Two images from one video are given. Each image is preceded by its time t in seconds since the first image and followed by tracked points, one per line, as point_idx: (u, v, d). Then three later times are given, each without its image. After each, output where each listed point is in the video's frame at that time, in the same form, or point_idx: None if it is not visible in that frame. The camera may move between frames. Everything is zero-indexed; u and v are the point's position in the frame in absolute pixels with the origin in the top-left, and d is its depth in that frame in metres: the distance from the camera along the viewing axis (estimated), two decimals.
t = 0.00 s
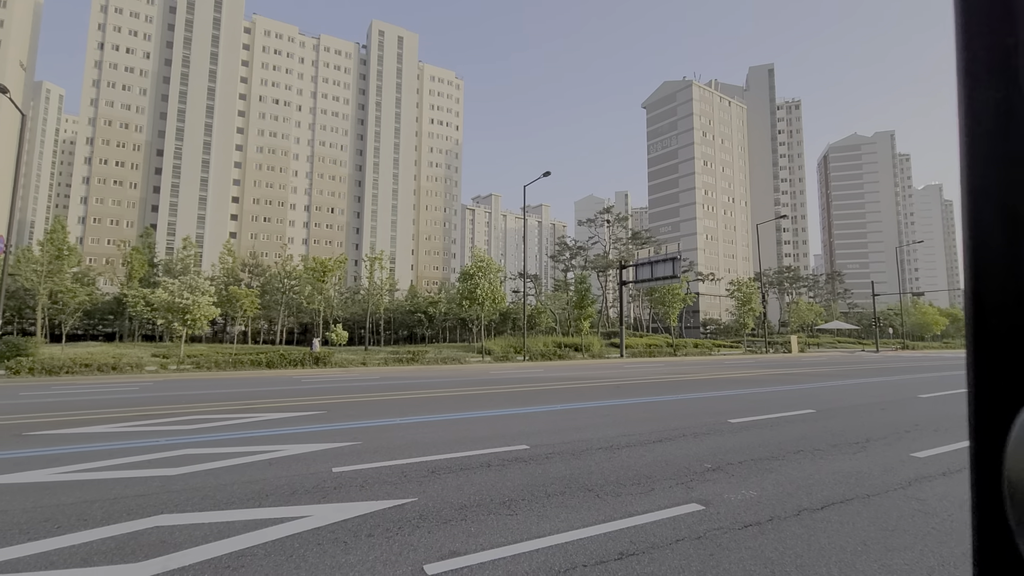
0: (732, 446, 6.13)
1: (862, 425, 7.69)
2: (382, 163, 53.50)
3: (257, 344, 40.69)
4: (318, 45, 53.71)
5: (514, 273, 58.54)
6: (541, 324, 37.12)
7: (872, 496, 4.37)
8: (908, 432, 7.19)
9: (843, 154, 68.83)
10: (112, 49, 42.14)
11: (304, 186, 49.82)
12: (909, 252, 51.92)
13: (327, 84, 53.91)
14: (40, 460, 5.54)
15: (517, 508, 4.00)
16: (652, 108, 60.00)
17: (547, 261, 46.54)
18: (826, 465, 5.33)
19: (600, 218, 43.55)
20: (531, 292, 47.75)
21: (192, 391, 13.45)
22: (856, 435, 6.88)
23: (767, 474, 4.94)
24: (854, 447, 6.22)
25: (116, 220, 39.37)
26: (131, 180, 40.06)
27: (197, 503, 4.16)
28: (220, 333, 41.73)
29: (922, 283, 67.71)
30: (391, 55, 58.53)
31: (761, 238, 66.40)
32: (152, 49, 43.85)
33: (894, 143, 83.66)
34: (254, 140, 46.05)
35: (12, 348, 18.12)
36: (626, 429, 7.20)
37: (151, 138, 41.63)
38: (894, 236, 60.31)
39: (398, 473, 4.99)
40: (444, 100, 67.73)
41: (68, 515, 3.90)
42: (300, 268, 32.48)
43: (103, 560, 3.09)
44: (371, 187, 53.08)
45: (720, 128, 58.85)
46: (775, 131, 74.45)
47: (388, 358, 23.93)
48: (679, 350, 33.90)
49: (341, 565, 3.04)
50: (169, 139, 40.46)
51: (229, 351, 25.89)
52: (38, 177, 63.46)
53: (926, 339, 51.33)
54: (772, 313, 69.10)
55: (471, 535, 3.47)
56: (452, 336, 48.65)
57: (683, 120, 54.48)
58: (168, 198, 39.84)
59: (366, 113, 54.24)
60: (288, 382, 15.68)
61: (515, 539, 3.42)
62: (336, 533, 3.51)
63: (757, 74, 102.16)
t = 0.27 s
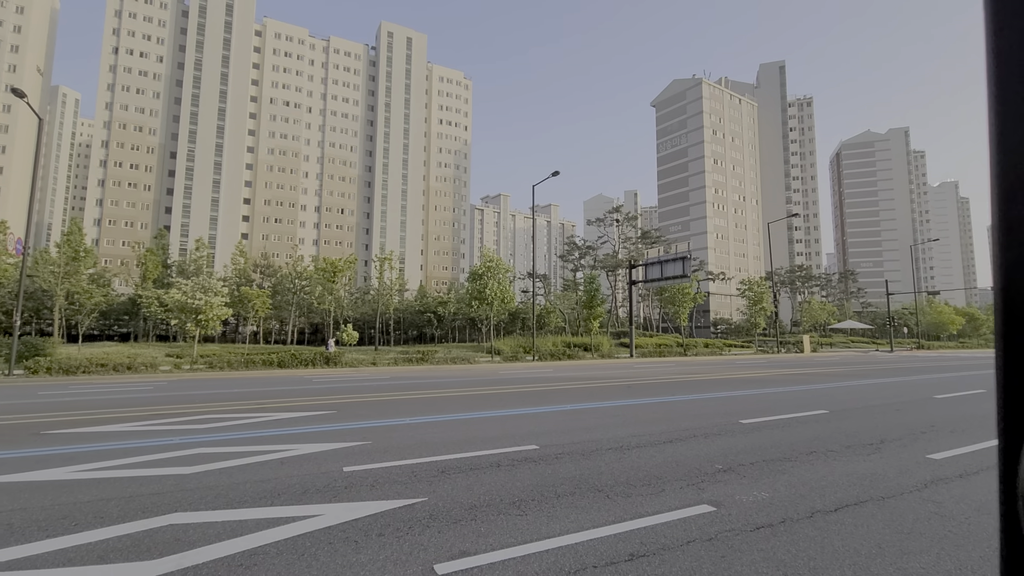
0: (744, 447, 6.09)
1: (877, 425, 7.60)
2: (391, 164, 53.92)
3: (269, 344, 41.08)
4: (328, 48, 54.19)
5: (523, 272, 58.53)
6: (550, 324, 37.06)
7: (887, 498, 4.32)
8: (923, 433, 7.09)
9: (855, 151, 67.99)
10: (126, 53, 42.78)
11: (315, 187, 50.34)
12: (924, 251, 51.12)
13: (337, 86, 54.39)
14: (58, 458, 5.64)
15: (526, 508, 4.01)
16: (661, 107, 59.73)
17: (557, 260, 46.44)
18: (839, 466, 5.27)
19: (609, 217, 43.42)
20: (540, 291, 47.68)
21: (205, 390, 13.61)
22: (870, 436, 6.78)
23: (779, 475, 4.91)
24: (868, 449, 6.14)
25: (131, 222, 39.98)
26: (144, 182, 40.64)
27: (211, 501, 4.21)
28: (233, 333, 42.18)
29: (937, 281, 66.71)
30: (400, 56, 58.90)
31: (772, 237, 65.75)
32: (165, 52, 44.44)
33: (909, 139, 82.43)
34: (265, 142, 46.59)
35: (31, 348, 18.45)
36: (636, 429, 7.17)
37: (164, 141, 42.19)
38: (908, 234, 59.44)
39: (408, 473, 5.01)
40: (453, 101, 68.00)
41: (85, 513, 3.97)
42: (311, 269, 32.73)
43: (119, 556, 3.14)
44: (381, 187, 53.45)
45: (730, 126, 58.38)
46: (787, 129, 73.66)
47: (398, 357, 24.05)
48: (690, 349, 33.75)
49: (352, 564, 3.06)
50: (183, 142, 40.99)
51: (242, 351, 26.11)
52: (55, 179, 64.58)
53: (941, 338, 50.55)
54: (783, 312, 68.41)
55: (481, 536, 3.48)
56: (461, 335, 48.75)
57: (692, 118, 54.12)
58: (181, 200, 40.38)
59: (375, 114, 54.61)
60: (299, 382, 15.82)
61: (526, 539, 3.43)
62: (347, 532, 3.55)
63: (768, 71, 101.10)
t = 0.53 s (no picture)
0: (753, 447, 6.06)
1: (888, 425, 7.52)
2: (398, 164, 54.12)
3: (278, 345, 41.38)
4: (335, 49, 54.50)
5: (530, 273, 58.50)
6: (558, 324, 36.97)
7: (899, 499, 4.28)
8: (936, 433, 7.00)
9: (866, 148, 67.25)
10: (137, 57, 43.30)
11: (323, 188, 50.69)
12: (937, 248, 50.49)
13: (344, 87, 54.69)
14: (73, 457, 5.73)
15: (535, 508, 4.02)
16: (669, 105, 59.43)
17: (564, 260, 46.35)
18: (850, 467, 5.23)
19: (617, 217, 43.28)
20: (548, 291, 47.61)
21: (216, 390, 13.76)
22: (882, 437, 6.72)
23: (789, 476, 4.88)
24: (879, 449, 6.08)
25: (142, 224, 40.49)
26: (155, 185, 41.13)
27: (222, 500, 4.27)
28: (243, 334, 42.54)
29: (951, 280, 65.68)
30: (407, 57, 59.13)
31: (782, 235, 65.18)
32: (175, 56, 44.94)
33: (920, 136, 81.32)
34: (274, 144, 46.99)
35: (44, 350, 18.73)
36: (644, 429, 7.16)
37: (174, 143, 42.66)
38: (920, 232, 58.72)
39: (417, 473, 5.04)
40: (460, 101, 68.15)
41: (99, 511, 4.04)
42: (319, 270, 32.96)
43: (132, 555, 3.20)
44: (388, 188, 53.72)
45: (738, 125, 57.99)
46: (796, 126, 73.03)
47: (406, 357, 24.14)
48: (699, 349, 33.55)
49: (362, 563, 3.10)
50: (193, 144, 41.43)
51: (251, 352, 26.32)
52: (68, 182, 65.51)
53: (954, 337, 49.90)
54: (794, 311, 67.80)
55: (489, 535, 3.50)
56: (469, 335, 48.84)
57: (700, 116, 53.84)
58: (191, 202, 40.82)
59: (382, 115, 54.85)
60: (308, 382, 15.95)
61: (535, 539, 3.44)
62: (357, 531, 3.57)
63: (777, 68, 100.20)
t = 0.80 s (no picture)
0: (758, 446, 6.08)
1: (893, 425, 7.48)
2: (402, 164, 54.28)
3: (283, 345, 41.60)
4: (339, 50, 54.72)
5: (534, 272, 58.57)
6: (562, 323, 37.00)
7: (905, 498, 4.29)
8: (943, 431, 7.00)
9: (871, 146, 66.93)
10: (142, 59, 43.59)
11: (327, 188, 50.89)
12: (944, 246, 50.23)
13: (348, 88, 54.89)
14: (82, 457, 5.81)
15: (540, 507, 4.05)
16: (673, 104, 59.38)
17: (568, 259, 46.39)
18: (856, 466, 5.23)
19: (620, 216, 43.29)
20: (552, 290, 47.66)
21: (222, 390, 13.88)
22: (888, 436, 6.70)
23: (794, 475, 4.89)
24: (885, 448, 6.08)
25: (149, 225, 40.78)
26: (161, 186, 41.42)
27: (230, 499, 4.33)
28: (248, 334, 42.77)
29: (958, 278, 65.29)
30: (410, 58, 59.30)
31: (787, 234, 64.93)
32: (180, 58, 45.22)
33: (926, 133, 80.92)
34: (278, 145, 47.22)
35: (53, 350, 18.95)
36: (649, 429, 7.17)
37: (180, 145, 42.93)
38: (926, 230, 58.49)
39: (423, 472, 5.08)
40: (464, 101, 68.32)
41: (109, 510, 4.10)
42: (324, 270, 33.11)
43: (142, 553, 3.25)
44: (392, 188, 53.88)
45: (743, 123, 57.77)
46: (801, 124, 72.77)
47: (411, 357, 24.27)
48: (703, 348, 33.54)
49: (369, 561, 3.14)
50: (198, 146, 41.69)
51: (257, 352, 26.47)
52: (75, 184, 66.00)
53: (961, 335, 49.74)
54: (799, 310, 67.55)
55: (494, 534, 3.54)
56: (473, 335, 48.91)
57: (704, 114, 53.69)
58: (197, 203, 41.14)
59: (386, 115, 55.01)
60: (313, 381, 16.06)
61: (539, 537, 3.47)
62: (363, 530, 3.62)
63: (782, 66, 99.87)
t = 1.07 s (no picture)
0: (761, 445, 6.06)
1: (898, 424, 7.45)
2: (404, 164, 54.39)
3: (286, 344, 41.68)
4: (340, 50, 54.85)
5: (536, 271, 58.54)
6: (565, 322, 36.94)
7: (909, 497, 4.28)
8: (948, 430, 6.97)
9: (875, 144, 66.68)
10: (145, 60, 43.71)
11: (329, 188, 51.06)
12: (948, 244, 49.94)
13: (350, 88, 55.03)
14: (87, 457, 5.84)
15: (544, 506, 4.05)
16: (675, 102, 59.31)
17: (570, 259, 46.35)
18: (859, 465, 5.22)
19: (623, 215, 43.24)
20: (554, 289, 47.64)
21: (225, 390, 13.93)
22: (891, 435, 6.69)
23: (797, 474, 4.88)
24: (889, 447, 6.07)
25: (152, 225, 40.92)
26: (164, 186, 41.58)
27: (235, 498, 4.36)
28: (251, 334, 42.86)
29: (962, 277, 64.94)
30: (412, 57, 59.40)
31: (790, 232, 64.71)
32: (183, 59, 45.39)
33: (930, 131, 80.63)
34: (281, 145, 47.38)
35: (58, 350, 19.03)
36: (652, 428, 7.18)
37: (183, 145, 43.07)
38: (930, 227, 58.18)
39: (426, 471, 5.10)
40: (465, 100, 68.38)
41: (115, 509, 4.13)
42: (327, 270, 33.12)
43: (149, 552, 3.28)
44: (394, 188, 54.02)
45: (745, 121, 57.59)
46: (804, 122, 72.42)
47: (414, 356, 24.32)
48: (706, 347, 33.47)
49: (373, 560, 3.16)
50: (201, 147, 41.81)
51: (261, 352, 26.51)
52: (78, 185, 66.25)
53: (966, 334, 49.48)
54: (802, 309, 67.33)
55: (498, 533, 3.55)
56: (476, 334, 48.85)
57: (706, 113, 53.51)
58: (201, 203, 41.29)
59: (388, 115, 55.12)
60: (316, 381, 16.10)
61: (542, 536, 3.48)
62: (367, 529, 3.63)
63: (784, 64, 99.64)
